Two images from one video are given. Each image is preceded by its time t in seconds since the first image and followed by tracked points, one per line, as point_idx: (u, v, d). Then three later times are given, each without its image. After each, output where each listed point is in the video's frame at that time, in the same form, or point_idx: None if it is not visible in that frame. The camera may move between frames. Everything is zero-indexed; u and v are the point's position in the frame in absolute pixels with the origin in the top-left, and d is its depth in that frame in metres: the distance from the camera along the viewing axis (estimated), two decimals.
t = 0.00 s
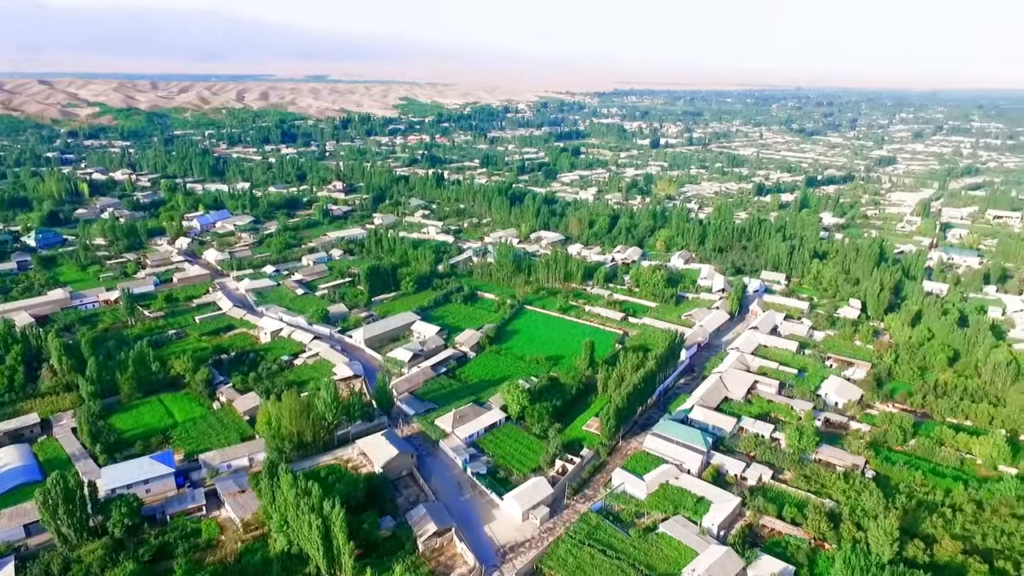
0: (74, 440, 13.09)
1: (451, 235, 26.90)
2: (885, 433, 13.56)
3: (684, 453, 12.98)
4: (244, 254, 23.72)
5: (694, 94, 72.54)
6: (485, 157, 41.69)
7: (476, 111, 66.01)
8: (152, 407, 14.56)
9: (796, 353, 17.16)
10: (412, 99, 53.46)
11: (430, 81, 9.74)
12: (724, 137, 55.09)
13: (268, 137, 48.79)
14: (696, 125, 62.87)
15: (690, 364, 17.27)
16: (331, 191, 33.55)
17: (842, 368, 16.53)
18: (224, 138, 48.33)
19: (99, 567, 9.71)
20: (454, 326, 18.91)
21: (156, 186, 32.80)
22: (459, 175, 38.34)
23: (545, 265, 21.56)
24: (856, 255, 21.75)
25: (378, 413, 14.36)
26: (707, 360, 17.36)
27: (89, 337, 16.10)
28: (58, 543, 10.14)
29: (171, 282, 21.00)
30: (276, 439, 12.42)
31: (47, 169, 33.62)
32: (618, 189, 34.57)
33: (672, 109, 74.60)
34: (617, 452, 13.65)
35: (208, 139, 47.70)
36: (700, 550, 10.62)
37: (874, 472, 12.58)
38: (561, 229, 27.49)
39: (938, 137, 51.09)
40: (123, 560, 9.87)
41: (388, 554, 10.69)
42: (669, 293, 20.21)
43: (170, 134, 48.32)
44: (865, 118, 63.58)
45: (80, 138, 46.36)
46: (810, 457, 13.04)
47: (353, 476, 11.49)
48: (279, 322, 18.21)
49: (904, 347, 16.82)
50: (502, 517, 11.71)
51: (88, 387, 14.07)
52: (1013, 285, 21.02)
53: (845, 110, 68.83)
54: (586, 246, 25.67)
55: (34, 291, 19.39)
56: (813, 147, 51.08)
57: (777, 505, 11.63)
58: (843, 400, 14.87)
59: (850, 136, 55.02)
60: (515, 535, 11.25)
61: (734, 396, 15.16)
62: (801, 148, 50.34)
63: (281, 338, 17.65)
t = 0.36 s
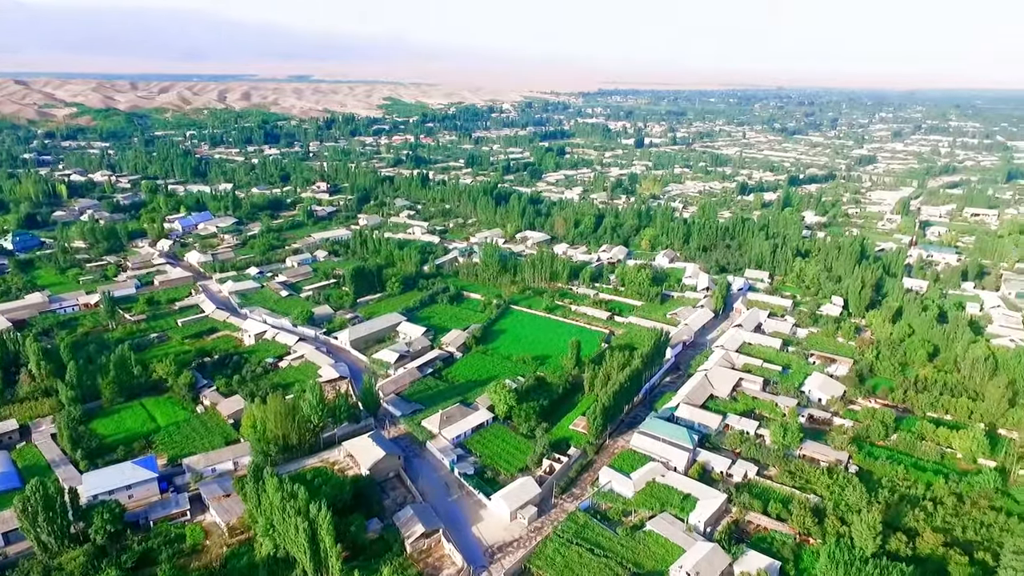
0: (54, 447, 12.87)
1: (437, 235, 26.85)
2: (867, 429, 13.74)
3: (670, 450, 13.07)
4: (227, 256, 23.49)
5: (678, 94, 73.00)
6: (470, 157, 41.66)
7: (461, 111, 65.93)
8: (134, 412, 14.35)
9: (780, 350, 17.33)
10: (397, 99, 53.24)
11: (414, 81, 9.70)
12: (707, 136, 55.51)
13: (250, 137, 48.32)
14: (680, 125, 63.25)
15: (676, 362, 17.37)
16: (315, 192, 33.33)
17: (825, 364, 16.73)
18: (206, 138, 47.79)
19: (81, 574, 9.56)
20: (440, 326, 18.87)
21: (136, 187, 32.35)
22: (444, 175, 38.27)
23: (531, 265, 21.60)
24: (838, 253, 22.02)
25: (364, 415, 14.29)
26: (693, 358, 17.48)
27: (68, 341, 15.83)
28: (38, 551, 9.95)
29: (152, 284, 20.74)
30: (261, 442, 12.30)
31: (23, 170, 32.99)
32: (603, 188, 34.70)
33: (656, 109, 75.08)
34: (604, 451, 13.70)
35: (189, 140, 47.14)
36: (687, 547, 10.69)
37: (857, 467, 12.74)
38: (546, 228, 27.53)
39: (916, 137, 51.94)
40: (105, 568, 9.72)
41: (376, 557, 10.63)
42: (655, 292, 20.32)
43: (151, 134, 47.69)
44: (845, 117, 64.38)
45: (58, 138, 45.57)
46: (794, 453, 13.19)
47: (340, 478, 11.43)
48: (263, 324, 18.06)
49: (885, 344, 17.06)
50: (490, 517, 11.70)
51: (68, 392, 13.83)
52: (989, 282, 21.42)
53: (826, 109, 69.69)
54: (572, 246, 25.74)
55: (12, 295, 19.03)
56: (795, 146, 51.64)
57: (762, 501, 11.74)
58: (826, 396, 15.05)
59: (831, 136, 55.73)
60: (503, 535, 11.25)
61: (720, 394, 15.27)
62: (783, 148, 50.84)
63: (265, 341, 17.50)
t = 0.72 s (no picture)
0: (34, 452, 12.68)
1: (423, 236, 26.78)
2: (852, 425, 13.89)
3: (658, 448, 13.13)
4: (211, 258, 23.28)
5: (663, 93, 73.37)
6: (456, 157, 41.58)
7: (447, 111, 65.80)
8: (117, 416, 14.18)
9: (765, 348, 17.47)
10: (382, 99, 53.02)
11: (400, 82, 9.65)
12: (692, 136, 55.86)
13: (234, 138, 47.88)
14: (665, 125, 63.57)
15: (663, 360, 17.46)
16: (300, 193, 33.11)
17: (810, 361, 16.89)
18: (188, 139, 47.29)
19: None
20: (427, 327, 18.83)
21: (117, 189, 31.94)
22: (430, 175, 38.18)
23: (518, 265, 21.63)
24: (822, 251, 22.25)
25: (351, 416, 14.21)
26: (679, 356, 17.58)
27: (49, 345, 15.60)
28: (19, 558, 9.80)
29: (135, 287, 20.50)
30: (248, 445, 12.20)
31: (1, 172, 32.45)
32: (589, 188, 34.81)
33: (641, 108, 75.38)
34: (592, 450, 13.74)
35: (172, 141, 46.62)
36: (675, 544, 10.75)
37: (842, 463, 12.89)
38: (533, 228, 27.56)
39: (897, 135, 52.64)
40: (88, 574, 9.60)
41: (364, 559, 10.58)
42: (641, 291, 20.42)
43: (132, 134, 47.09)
44: (828, 116, 65.07)
45: (36, 139, 44.89)
46: (780, 449, 13.31)
47: (328, 480, 11.36)
48: (248, 326, 17.91)
49: (868, 341, 17.26)
50: (479, 517, 11.69)
51: (49, 396, 13.63)
52: (970, 278, 21.75)
53: (809, 109, 70.41)
54: (559, 245, 25.78)
55: None
56: (779, 145, 52.11)
57: (749, 497, 11.83)
58: (811, 392, 15.20)
59: (814, 135, 56.31)
60: (492, 535, 11.25)
61: (706, 392, 15.37)
62: (767, 147, 51.28)
63: (251, 343, 17.36)
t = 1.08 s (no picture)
0: (16, 458, 12.48)
1: (410, 236, 26.70)
2: (837, 421, 14.04)
3: (646, 446, 13.18)
4: (196, 259, 23.06)
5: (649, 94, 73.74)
6: (443, 157, 41.52)
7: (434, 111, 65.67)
8: (101, 420, 14.00)
9: (751, 345, 17.61)
10: (369, 99, 52.80)
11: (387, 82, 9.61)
12: (678, 135, 56.18)
13: (218, 138, 47.43)
14: (652, 124, 63.83)
15: (650, 359, 17.54)
16: (285, 193, 32.89)
17: (796, 359, 17.04)
18: (172, 139, 46.79)
19: None
20: (415, 328, 18.78)
21: (99, 190, 31.54)
22: (417, 176, 38.10)
23: (505, 265, 21.65)
24: (807, 249, 22.46)
25: (339, 418, 14.12)
26: (667, 355, 17.68)
27: (30, 349, 15.36)
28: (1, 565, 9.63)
29: (118, 289, 20.25)
30: (234, 448, 12.09)
31: None
32: (576, 187, 34.91)
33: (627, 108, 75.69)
34: (581, 449, 13.77)
35: (155, 141, 46.09)
36: (664, 542, 10.80)
37: (828, 459, 13.02)
38: (520, 228, 27.57)
39: (880, 135, 53.30)
40: None
41: (353, 561, 10.52)
42: (628, 290, 20.51)
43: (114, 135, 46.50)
44: (812, 116, 65.77)
45: (16, 140, 44.19)
46: (767, 446, 13.42)
47: (316, 482, 11.29)
48: (234, 328, 17.76)
49: (853, 338, 17.45)
50: (468, 518, 11.68)
51: (30, 401, 13.42)
52: (951, 275, 22.07)
53: (793, 108, 71.11)
54: (546, 245, 25.83)
55: None
56: (764, 145, 52.56)
57: (737, 494, 11.92)
58: (797, 389, 15.35)
59: (798, 134, 56.86)
60: (482, 536, 11.24)
61: (694, 390, 15.47)
62: (752, 146, 51.72)
63: (237, 345, 17.21)
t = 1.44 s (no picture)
0: None
1: (398, 236, 26.62)
2: (823, 418, 14.17)
3: (635, 445, 13.24)
4: (180, 261, 22.83)
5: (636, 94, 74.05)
6: (431, 158, 41.43)
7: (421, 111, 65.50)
8: (84, 425, 13.81)
9: (738, 344, 17.73)
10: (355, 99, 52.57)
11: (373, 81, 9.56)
12: (664, 135, 56.47)
13: (203, 138, 46.98)
14: (639, 124, 64.09)
15: (638, 357, 17.61)
16: (271, 194, 32.65)
17: (782, 356, 17.19)
18: (155, 140, 46.26)
19: None
20: (403, 328, 18.72)
21: (81, 192, 31.13)
22: (404, 176, 37.97)
23: (493, 265, 21.65)
24: (792, 248, 22.66)
25: (327, 420, 14.04)
26: (655, 354, 17.75)
27: (11, 353, 15.12)
28: None
29: (101, 292, 20.00)
30: (221, 451, 11.98)
31: None
32: (564, 187, 34.98)
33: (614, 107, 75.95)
34: (570, 448, 13.79)
35: (138, 142, 45.55)
36: (653, 540, 10.84)
37: (814, 455, 13.13)
38: (508, 228, 27.57)
39: (864, 134, 53.91)
40: None
41: (342, 564, 10.45)
42: (616, 289, 20.58)
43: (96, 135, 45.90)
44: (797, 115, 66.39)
45: None
46: (755, 443, 13.51)
47: (304, 485, 11.21)
48: (220, 330, 17.60)
49: (838, 335, 17.63)
50: (458, 519, 11.65)
51: (11, 406, 13.20)
52: (933, 273, 22.36)
53: (778, 108, 71.73)
54: (534, 245, 25.85)
55: None
56: (750, 144, 52.99)
57: (725, 491, 12.00)
58: (783, 387, 15.48)
59: (783, 134, 57.38)
60: (471, 536, 11.22)
61: (682, 388, 15.55)
62: (738, 146, 52.12)
63: (223, 348, 17.06)
